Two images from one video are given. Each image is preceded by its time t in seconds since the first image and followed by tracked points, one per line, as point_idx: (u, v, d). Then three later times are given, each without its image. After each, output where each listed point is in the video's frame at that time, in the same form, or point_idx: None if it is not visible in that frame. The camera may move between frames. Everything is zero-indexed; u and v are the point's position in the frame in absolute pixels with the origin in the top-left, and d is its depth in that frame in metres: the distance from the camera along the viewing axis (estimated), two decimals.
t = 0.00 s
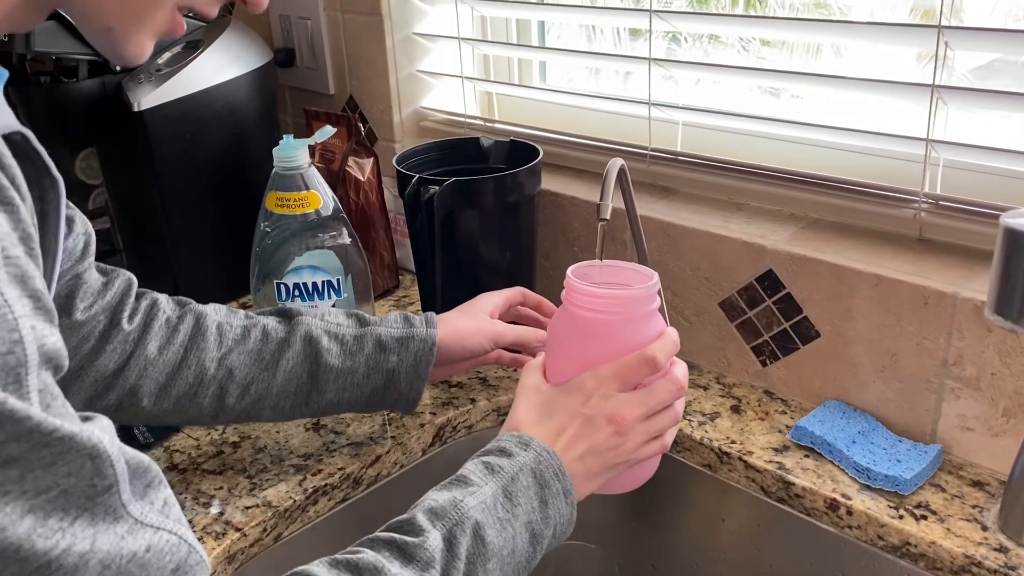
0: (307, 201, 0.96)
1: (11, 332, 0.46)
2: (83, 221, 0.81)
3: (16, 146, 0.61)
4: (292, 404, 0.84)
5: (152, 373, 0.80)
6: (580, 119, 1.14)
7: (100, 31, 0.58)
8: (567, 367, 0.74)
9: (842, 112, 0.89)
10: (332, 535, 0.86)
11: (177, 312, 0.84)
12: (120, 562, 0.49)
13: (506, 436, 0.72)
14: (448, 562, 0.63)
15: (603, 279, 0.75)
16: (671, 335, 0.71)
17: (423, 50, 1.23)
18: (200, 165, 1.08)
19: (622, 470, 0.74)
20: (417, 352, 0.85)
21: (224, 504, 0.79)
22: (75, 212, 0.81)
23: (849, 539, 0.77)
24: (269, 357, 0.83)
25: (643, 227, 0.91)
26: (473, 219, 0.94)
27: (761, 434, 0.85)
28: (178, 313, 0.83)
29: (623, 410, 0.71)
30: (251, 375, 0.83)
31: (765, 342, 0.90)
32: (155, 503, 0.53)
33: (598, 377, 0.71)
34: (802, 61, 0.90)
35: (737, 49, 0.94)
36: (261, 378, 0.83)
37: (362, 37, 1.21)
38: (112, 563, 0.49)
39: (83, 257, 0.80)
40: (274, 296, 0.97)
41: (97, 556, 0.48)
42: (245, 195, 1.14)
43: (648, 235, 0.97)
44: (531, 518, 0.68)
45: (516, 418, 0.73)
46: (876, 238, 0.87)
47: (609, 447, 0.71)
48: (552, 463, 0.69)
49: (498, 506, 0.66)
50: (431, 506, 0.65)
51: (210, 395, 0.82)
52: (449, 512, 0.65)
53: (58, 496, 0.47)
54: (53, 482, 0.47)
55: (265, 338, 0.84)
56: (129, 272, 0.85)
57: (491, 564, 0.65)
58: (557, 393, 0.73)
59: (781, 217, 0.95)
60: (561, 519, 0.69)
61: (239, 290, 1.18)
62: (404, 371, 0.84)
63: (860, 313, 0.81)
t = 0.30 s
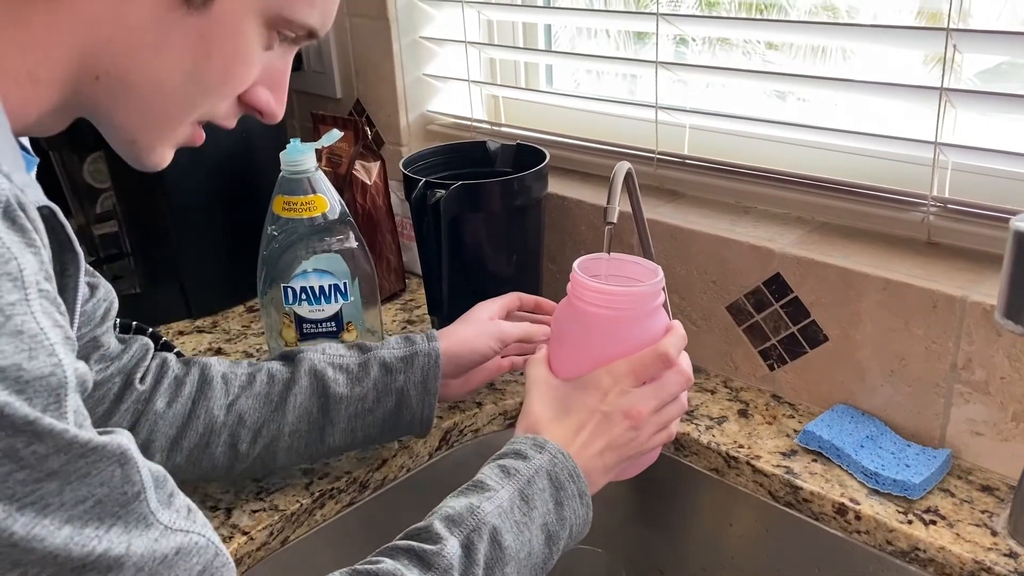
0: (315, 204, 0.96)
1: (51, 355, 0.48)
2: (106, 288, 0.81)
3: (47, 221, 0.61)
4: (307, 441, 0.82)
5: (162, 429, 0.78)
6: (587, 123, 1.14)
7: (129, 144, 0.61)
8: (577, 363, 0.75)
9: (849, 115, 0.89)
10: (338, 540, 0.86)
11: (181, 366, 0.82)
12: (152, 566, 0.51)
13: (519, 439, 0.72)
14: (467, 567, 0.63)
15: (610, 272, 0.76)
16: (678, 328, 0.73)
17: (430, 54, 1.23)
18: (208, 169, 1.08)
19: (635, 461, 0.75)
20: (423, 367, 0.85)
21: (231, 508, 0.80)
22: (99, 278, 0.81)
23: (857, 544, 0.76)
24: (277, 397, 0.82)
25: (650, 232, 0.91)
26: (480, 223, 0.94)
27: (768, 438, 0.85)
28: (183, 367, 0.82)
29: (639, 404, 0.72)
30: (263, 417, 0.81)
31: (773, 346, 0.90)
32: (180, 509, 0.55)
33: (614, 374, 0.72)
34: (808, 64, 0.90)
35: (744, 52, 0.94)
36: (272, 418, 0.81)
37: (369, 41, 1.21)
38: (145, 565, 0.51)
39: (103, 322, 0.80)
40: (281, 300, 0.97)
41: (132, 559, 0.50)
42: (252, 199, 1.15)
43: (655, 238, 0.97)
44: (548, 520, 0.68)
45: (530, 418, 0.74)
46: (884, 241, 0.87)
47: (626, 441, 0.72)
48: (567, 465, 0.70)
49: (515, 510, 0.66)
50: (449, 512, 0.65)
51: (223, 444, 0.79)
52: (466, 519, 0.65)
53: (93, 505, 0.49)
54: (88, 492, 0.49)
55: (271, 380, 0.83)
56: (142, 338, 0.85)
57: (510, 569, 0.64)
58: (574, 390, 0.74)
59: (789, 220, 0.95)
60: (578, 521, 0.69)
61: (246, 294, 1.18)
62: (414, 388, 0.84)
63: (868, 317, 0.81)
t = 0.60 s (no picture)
0: (326, 209, 0.97)
1: (83, 370, 0.50)
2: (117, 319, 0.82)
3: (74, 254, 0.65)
4: (299, 479, 0.80)
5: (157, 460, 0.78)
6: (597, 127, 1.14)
7: (148, 199, 0.67)
8: (584, 388, 0.75)
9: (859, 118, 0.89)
10: (348, 544, 0.86)
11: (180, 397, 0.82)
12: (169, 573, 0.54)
13: (527, 463, 0.73)
14: None
15: (618, 295, 0.75)
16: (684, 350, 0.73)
17: (440, 59, 1.25)
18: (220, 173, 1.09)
19: (643, 484, 0.75)
20: (418, 406, 0.84)
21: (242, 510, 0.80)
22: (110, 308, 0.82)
23: (868, 549, 0.76)
24: (273, 432, 0.82)
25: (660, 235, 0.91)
26: (490, 226, 0.95)
27: (779, 443, 0.85)
28: (181, 398, 0.82)
29: (645, 429, 0.72)
30: (258, 452, 0.80)
31: (784, 350, 0.90)
32: (196, 520, 0.57)
33: (620, 399, 0.72)
34: (820, 67, 0.89)
35: (753, 55, 0.94)
36: (267, 452, 0.80)
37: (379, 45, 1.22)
38: (163, 571, 0.53)
39: (110, 351, 0.80)
40: (292, 303, 0.97)
41: (151, 565, 0.53)
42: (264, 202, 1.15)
43: (665, 242, 0.97)
44: (553, 545, 0.68)
45: (538, 437, 0.74)
46: (895, 246, 0.87)
47: (634, 465, 0.73)
48: (573, 490, 0.70)
49: (522, 535, 0.67)
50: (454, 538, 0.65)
51: (217, 475, 0.79)
52: (471, 543, 0.65)
53: (118, 513, 0.52)
54: (113, 499, 0.51)
55: (268, 415, 0.83)
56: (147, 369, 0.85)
57: None
58: (580, 415, 0.74)
59: (799, 224, 0.94)
60: (584, 547, 0.70)
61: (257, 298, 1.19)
62: (409, 427, 0.83)
63: (879, 321, 0.81)
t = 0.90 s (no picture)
0: (341, 213, 0.97)
1: (101, 371, 0.51)
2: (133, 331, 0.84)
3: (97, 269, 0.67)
4: (311, 482, 0.81)
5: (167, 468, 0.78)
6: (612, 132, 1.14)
7: (168, 227, 0.68)
8: (605, 388, 0.75)
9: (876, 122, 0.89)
10: (364, 547, 0.86)
11: (188, 404, 0.83)
12: (185, 571, 0.54)
13: (543, 466, 0.73)
14: None
15: (634, 293, 0.75)
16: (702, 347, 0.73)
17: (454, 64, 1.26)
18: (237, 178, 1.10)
19: (661, 487, 0.75)
20: (425, 404, 0.84)
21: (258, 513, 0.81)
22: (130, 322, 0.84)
23: (885, 556, 0.76)
24: (283, 436, 0.82)
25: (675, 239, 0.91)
26: (505, 231, 0.95)
27: (795, 448, 0.85)
28: (191, 406, 0.83)
29: (663, 432, 0.72)
30: (269, 456, 0.81)
31: (800, 355, 0.90)
32: (212, 520, 0.58)
33: (638, 401, 0.72)
34: (835, 71, 0.89)
35: (768, 59, 0.94)
36: (278, 456, 0.81)
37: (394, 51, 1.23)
38: (180, 569, 0.54)
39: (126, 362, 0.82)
40: (308, 308, 0.98)
41: (168, 561, 0.53)
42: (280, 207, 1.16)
43: (680, 247, 0.97)
44: (570, 548, 0.68)
45: (555, 442, 0.74)
46: (912, 251, 0.86)
47: (653, 468, 0.73)
48: (590, 493, 0.70)
49: (538, 537, 0.67)
50: (469, 541, 0.66)
51: (229, 481, 0.79)
52: (486, 546, 0.65)
53: (135, 509, 0.52)
54: (129, 497, 0.52)
55: (277, 418, 0.83)
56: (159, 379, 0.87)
57: None
58: (597, 418, 0.74)
59: (815, 229, 0.94)
60: (603, 548, 0.70)
61: (273, 303, 1.20)
62: (417, 425, 0.84)
63: (896, 326, 0.80)
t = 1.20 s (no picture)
0: (365, 220, 0.98)
1: (135, 375, 0.52)
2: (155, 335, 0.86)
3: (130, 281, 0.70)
4: (333, 481, 0.82)
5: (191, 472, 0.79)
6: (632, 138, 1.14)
7: (192, 260, 0.70)
8: (623, 396, 0.75)
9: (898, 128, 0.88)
10: (386, 551, 0.87)
11: (209, 408, 0.84)
12: (215, 573, 0.55)
13: (566, 475, 0.73)
14: None
15: (654, 305, 0.75)
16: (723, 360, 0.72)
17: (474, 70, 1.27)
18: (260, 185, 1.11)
19: (683, 495, 0.75)
20: (442, 399, 0.85)
21: (282, 517, 0.82)
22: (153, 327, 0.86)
23: (908, 564, 0.75)
24: (304, 436, 0.83)
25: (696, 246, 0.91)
26: (526, 237, 0.95)
27: (817, 455, 0.84)
28: (213, 411, 0.84)
29: (684, 441, 0.72)
30: (291, 456, 0.82)
31: (822, 362, 0.89)
32: (240, 521, 0.59)
33: (660, 411, 0.72)
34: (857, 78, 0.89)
35: (789, 66, 0.94)
36: (299, 456, 0.82)
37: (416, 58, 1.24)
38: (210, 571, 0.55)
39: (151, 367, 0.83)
40: (331, 313, 0.99)
41: (199, 563, 0.54)
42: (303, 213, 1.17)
43: (701, 254, 0.97)
44: (592, 556, 0.68)
45: (577, 449, 0.74)
46: (936, 257, 0.86)
47: (675, 476, 0.73)
48: (612, 502, 0.70)
49: (561, 545, 0.67)
50: (492, 548, 0.66)
51: (252, 482, 0.80)
52: (509, 553, 0.66)
53: (168, 510, 0.53)
54: (162, 498, 0.53)
55: (297, 419, 0.84)
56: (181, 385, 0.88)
57: None
58: (620, 427, 0.74)
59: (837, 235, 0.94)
60: (626, 557, 0.70)
61: (296, 308, 1.21)
62: (435, 421, 0.85)
63: (919, 334, 0.80)
